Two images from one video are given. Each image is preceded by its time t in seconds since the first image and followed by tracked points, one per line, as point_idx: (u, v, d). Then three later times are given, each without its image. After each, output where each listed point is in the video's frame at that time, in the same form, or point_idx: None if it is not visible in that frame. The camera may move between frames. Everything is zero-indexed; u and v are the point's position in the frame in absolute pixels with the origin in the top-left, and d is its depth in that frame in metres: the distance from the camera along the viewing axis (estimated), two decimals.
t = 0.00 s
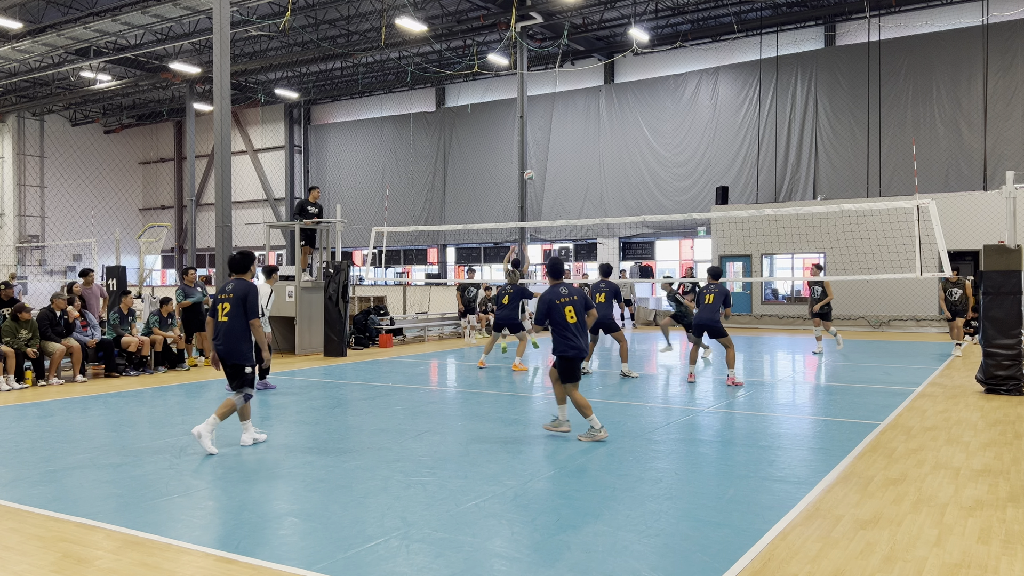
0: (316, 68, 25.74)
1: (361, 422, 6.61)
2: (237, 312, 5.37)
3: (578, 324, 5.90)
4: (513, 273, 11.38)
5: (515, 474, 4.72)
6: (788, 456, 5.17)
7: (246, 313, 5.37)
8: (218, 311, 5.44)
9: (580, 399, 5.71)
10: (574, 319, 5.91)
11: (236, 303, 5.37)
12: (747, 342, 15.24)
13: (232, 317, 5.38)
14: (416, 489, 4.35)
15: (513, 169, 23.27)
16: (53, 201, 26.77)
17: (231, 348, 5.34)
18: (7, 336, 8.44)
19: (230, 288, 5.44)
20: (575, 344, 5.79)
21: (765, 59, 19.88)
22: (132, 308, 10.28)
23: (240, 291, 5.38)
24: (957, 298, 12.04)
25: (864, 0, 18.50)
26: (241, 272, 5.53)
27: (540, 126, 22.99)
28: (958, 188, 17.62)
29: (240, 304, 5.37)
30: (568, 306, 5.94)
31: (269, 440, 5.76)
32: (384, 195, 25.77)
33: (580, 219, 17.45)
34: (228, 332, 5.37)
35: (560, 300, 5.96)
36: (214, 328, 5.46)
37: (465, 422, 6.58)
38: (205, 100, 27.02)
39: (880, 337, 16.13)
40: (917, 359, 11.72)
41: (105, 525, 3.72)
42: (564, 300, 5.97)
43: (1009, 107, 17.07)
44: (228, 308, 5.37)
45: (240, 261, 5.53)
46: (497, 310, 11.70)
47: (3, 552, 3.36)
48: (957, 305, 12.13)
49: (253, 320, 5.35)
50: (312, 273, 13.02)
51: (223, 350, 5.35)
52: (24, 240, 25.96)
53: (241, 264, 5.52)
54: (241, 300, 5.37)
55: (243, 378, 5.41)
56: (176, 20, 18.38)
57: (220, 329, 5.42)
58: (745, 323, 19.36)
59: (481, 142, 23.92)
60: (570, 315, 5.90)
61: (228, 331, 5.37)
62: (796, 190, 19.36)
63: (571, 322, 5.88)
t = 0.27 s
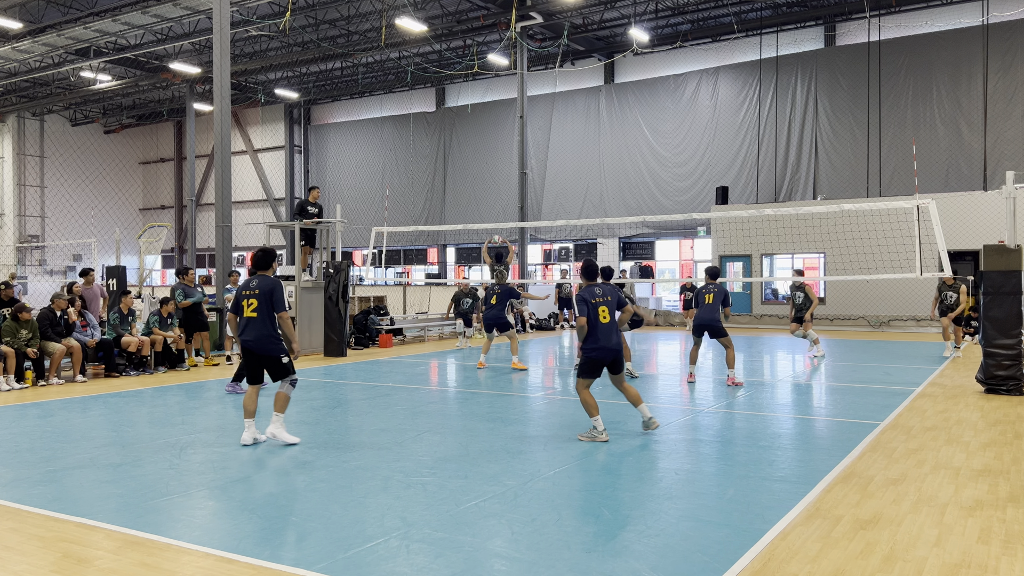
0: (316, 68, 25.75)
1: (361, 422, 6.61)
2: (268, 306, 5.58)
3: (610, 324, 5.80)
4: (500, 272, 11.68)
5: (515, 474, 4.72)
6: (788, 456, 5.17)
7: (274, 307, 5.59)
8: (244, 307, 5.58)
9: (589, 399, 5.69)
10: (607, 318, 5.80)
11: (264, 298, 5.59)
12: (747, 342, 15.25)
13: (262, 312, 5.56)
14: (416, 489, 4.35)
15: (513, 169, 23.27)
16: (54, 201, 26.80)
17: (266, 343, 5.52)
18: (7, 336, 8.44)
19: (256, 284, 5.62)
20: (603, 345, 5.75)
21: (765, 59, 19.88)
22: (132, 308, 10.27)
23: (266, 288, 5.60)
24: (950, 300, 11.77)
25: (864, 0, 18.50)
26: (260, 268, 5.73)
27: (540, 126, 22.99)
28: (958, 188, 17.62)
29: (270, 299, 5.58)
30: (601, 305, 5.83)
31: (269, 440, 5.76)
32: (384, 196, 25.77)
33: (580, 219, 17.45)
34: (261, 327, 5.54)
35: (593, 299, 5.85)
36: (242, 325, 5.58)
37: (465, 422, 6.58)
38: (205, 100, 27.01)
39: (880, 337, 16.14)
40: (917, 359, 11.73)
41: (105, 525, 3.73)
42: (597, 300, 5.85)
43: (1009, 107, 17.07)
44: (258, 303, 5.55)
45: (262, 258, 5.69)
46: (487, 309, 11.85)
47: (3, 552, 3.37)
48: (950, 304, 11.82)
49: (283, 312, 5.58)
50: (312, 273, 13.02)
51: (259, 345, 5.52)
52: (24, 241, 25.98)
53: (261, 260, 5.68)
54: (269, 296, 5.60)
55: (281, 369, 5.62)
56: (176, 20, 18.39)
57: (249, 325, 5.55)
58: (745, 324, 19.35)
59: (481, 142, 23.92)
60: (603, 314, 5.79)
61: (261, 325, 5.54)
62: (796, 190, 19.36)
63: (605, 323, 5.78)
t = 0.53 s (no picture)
0: (316, 68, 25.76)
1: (361, 422, 6.61)
2: (302, 309, 5.80)
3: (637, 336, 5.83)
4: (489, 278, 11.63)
5: (515, 474, 4.72)
6: (788, 456, 5.17)
7: (308, 309, 5.85)
8: (279, 311, 5.75)
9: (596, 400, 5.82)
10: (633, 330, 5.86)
11: (299, 301, 5.81)
12: (747, 342, 15.25)
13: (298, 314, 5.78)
14: (417, 489, 4.35)
15: (513, 170, 23.27)
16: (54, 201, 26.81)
17: (304, 342, 5.73)
18: (7, 336, 8.44)
19: (287, 288, 5.83)
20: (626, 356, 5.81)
21: (765, 59, 19.88)
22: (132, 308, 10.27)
23: (301, 292, 5.83)
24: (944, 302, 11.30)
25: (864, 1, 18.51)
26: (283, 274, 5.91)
27: (540, 126, 22.99)
28: (958, 188, 17.63)
29: (304, 302, 5.81)
30: (629, 318, 5.89)
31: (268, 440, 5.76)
32: (384, 196, 25.76)
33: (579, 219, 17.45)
34: (297, 328, 5.75)
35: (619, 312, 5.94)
36: (276, 327, 5.73)
37: (465, 422, 6.58)
38: (205, 100, 27.01)
39: (879, 337, 16.14)
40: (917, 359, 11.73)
41: (105, 525, 3.73)
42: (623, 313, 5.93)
43: (1009, 107, 17.07)
44: (294, 305, 5.77)
45: (289, 264, 5.91)
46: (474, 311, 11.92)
47: (3, 552, 3.36)
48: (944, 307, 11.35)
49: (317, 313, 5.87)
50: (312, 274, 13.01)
51: (297, 345, 5.70)
52: (24, 240, 25.99)
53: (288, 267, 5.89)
54: (303, 299, 5.83)
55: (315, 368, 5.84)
56: (176, 20, 18.39)
57: (286, 327, 5.73)
58: (745, 324, 19.35)
59: (481, 142, 23.92)
60: (630, 326, 5.86)
61: (297, 327, 5.74)
62: (796, 190, 19.36)
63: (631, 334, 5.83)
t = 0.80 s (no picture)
0: (316, 68, 25.76)
1: (361, 422, 6.61)
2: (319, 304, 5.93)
3: (631, 337, 5.89)
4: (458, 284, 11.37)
5: (515, 474, 4.72)
6: (788, 456, 5.17)
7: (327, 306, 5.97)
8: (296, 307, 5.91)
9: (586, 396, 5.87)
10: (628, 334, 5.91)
11: (317, 298, 5.94)
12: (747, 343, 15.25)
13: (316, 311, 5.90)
14: (416, 489, 4.35)
15: (513, 170, 23.28)
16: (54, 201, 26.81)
17: (319, 336, 5.82)
18: (7, 336, 8.44)
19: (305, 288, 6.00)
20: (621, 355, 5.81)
21: (765, 59, 19.88)
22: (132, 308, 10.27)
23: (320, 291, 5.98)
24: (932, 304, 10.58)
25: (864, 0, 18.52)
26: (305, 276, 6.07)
27: (540, 126, 22.99)
28: (958, 188, 17.63)
29: (322, 298, 5.94)
30: (623, 324, 5.97)
31: (268, 441, 5.75)
32: (384, 195, 25.76)
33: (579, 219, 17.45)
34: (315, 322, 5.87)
35: (612, 319, 6.01)
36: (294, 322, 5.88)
37: (464, 421, 6.58)
38: (205, 100, 27.00)
39: (879, 337, 16.14)
40: (918, 359, 11.73)
41: (104, 525, 3.73)
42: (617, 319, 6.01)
43: (1009, 107, 17.07)
44: (312, 301, 5.91)
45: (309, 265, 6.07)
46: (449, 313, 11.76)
47: (3, 552, 3.36)
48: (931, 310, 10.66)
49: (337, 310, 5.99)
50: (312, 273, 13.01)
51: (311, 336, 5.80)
52: (24, 241, 26.00)
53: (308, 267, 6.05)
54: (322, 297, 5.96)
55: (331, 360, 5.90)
56: (176, 20, 18.39)
57: (303, 321, 5.85)
58: (745, 324, 19.35)
59: (481, 142, 23.92)
60: (624, 330, 5.93)
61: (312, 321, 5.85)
62: (796, 190, 19.36)
63: (626, 336, 5.89)
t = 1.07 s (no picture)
0: (316, 68, 25.76)
1: (361, 422, 6.60)
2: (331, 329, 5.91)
3: (595, 331, 6.16)
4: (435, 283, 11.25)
5: (515, 474, 4.71)
6: (788, 456, 5.17)
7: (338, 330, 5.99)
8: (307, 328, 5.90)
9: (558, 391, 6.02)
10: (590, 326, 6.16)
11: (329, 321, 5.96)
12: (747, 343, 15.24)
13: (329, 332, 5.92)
14: (416, 489, 4.35)
15: (513, 170, 23.27)
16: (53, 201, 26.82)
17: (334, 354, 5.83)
18: (7, 336, 8.44)
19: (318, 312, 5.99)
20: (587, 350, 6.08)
21: (765, 59, 19.88)
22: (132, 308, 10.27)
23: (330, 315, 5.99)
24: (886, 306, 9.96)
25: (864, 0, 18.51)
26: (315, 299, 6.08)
27: (540, 126, 22.99)
28: (958, 188, 17.63)
29: (334, 322, 5.94)
30: (585, 314, 6.19)
31: (268, 441, 5.75)
32: (384, 195, 25.75)
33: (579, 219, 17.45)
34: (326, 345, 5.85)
35: (576, 309, 6.21)
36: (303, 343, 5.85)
37: (464, 422, 6.58)
38: (205, 100, 26.99)
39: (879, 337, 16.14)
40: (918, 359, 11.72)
41: (104, 525, 3.73)
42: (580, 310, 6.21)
43: (1009, 107, 17.07)
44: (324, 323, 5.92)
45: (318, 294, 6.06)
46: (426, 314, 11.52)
47: (3, 552, 3.36)
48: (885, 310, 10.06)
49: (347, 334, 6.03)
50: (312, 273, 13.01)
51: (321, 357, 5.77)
52: (24, 241, 26.00)
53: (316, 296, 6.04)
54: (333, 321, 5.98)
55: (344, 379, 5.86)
56: (176, 20, 18.38)
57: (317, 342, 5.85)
58: (745, 323, 19.35)
59: (481, 142, 23.92)
60: (586, 322, 6.16)
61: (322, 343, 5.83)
62: (796, 190, 19.36)
63: (590, 330, 6.14)
